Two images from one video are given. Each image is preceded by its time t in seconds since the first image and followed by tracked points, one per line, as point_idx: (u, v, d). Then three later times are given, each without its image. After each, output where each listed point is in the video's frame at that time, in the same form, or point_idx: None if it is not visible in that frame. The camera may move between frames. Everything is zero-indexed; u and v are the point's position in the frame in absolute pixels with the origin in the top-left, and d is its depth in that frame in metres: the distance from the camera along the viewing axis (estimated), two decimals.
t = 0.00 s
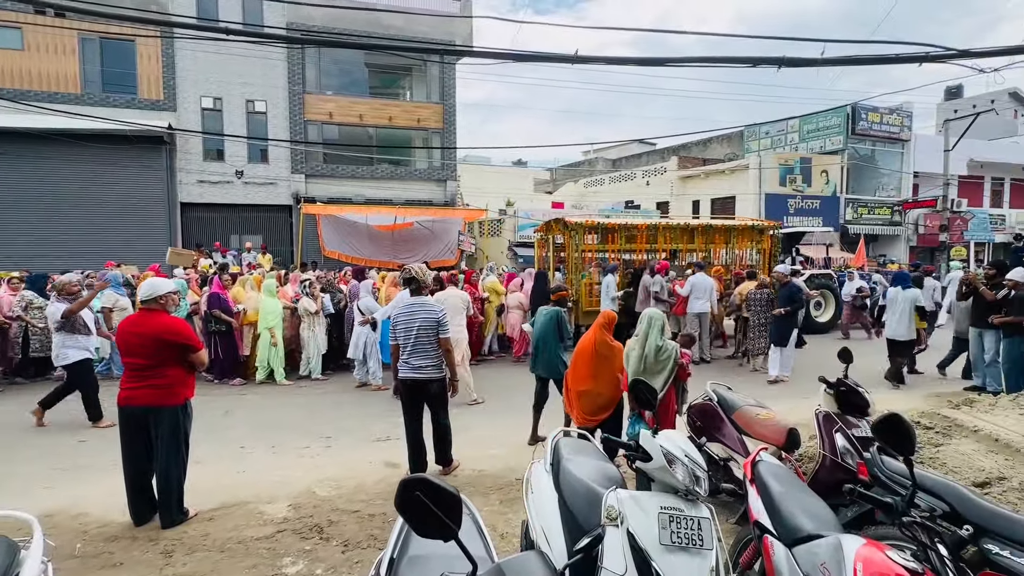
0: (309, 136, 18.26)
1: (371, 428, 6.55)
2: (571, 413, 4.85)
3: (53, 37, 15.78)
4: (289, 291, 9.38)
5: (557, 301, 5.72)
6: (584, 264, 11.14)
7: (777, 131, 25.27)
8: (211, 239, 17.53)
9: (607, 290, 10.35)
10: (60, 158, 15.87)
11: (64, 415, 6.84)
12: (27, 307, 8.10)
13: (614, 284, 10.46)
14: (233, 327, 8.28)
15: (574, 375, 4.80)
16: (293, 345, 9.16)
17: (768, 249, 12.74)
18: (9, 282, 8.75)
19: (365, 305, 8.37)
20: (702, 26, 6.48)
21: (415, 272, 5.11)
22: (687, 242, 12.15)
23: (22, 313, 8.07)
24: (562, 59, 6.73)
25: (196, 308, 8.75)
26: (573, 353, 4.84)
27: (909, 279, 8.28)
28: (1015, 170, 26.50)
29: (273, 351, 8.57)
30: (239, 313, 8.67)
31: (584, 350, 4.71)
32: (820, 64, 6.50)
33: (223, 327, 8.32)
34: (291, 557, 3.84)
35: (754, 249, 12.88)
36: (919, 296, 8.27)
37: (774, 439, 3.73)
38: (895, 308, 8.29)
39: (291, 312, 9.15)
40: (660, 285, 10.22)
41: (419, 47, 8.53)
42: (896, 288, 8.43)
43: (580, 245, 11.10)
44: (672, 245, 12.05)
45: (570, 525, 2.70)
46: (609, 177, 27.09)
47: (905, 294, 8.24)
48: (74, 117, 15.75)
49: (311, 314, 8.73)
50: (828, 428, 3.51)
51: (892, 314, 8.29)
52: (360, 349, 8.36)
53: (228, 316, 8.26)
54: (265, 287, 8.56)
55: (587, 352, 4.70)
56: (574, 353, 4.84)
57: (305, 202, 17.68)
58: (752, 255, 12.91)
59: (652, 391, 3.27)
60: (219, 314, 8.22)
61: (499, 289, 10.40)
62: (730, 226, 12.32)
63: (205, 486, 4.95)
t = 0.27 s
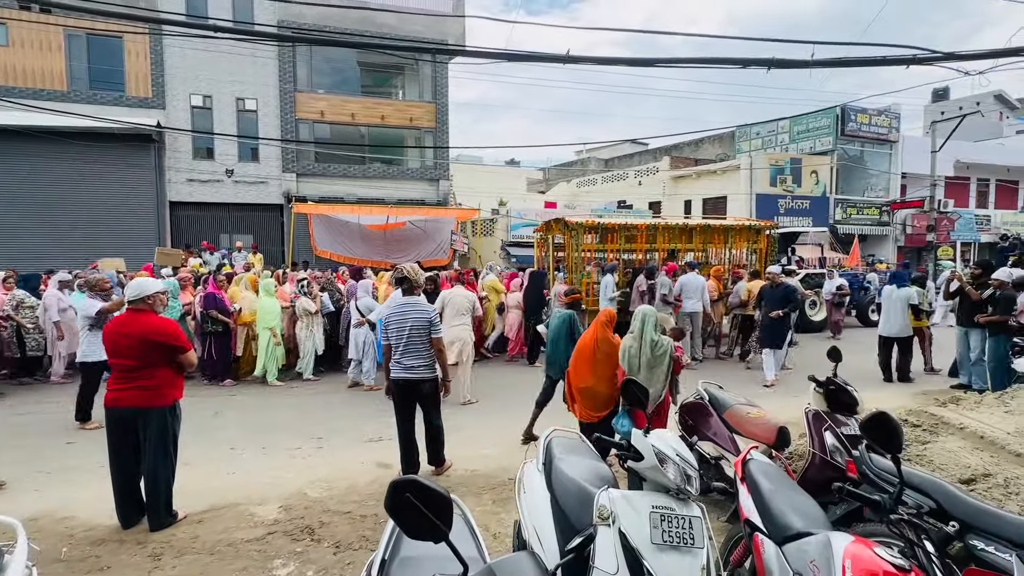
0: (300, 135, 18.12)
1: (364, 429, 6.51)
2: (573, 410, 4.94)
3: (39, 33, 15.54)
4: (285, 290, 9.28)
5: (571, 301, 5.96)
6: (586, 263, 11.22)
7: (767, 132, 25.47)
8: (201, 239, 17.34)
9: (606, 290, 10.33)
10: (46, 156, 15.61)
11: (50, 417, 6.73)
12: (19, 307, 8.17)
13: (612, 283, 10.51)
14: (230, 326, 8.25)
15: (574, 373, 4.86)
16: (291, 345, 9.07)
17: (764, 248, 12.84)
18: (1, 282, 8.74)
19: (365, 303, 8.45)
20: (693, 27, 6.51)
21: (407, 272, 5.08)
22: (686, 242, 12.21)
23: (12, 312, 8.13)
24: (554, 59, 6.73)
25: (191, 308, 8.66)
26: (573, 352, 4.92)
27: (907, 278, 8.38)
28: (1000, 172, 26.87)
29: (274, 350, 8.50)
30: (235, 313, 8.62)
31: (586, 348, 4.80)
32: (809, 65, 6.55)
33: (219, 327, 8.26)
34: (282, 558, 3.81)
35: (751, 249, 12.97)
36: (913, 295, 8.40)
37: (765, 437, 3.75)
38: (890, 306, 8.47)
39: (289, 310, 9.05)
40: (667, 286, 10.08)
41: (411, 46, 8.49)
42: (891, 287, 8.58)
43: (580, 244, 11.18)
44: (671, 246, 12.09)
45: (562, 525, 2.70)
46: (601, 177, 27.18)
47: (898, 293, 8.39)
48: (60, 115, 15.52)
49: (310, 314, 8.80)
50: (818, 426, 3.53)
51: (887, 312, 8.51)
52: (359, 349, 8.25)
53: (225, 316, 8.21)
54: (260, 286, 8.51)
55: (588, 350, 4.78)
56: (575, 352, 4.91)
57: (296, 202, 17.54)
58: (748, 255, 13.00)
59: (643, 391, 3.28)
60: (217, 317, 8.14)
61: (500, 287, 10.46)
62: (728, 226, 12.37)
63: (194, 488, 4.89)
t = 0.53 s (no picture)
0: (290, 134, 17.97)
1: (355, 429, 6.47)
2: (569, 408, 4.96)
3: (22, 28, 15.26)
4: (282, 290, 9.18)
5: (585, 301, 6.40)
6: (585, 262, 11.36)
7: (757, 133, 25.70)
8: (189, 238, 17.14)
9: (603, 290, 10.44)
10: (29, 153, 15.32)
11: (34, 419, 6.61)
12: (7, 308, 8.10)
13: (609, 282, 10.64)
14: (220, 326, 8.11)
15: (571, 372, 4.86)
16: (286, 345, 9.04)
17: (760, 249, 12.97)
18: None
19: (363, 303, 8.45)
20: (684, 28, 6.54)
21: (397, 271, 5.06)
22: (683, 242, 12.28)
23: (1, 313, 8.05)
24: (546, 59, 6.73)
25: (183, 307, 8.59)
26: (568, 350, 4.92)
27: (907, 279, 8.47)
28: (984, 173, 27.31)
29: (269, 350, 8.50)
30: (228, 314, 8.48)
31: (581, 347, 4.80)
32: (798, 68, 6.61)
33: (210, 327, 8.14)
34: (271, 561, 3.78)
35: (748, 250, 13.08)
36: (909, 296, 8.54)
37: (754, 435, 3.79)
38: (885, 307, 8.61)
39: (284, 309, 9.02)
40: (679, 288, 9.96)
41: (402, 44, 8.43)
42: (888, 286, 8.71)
43: (580, 244, 11.29)
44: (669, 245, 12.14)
45: (553, 524, 2.71)
46: (593, 177, 27.27)
47: (895, 293, 8.52)
48: (44, 111, 15.24)
49: (307, 314, 8.69)
50: (806, 424, 3.57)
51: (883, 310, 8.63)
52: (353, 349, 8.24)
53: (216, 317, 8.09)
54: (258, 286, 8.48)
55: (583, 349, 4.77)
56: (570, 349, 4.91)
57: (286, 201, 17.39)
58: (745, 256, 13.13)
59: (634, 389, 3.30)
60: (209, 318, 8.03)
61: (499, 287, 10.52)
62: (724, 226, 12.47)
63: (182, 490, 4.83)
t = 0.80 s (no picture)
0: (279, 132, 17.78)
1: (345, 430, 6.42)
2: (560, 405, 4.96)
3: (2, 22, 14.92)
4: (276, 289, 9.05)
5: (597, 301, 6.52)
6: (583, 263, 11.44)
7: (746, 134, 25.94)
8: (175, 237, 16.89)
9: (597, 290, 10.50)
10: (9, 149, 14.98)
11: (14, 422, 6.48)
12: None
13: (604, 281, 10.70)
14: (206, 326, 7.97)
15: (564, 369, 4.88)
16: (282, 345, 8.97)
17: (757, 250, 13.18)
18: None
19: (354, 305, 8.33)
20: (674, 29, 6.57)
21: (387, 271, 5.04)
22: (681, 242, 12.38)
23: None
24: (536, 58, 6.72)
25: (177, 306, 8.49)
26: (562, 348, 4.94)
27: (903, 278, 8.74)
28: (966, 175, 27.88)
29: (266, 350, 8.43)
30: (222, 314, 8.29)
31: (574, 344, 4.83)
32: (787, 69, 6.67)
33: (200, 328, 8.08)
34: (259, 563, 3.73)
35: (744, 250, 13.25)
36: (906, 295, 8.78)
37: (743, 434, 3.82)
38: (882, 303, 8.86)
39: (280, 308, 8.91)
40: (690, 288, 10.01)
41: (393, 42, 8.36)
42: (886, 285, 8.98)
43: (578, 244, 11.45)
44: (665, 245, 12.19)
45: (544, 524, 2.70)
46: (584, 177, 27.36)
47: (891, 292, 8.79)
48: (25, 107, 14.93)
49: (303, 312, 8.70)
50: (794, 423, 3.61)
51: (880, 308, 8.91)
52: (343, 351, 8.14)
53: (202, 316, 7.97)
54: (253, 285, 8.27)
55: (576, 346, 4.83)
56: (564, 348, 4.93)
57: (275, 200, 17.22)
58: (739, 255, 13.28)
59: (624, 389, 3.31)
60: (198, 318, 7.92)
61: (500, 287, 10.41)
62: (720, 226, 12.59)
63: (168, 493, 4.75)
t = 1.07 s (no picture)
0: (266, 130, 17.58)
1: (333, 431, 6.36)
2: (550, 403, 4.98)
3: None
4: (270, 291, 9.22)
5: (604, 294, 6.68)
6: (580, 263, 11.58)
7: (733, 136, 26.24)
8: (159, 236, 16.60)
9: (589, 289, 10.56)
10: None
11: None
12: None
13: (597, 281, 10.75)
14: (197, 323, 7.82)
15: (554, 367, 4.88)
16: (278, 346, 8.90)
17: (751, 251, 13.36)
18: None
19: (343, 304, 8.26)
20: (663, 30, 6.61)
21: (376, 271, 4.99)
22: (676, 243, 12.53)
23: None
24: (526, 57, 6.72)
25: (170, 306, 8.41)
26: (551, 346, 4.90)
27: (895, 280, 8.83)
28: (946, 178, 28.47)
29: (262, 348, 8.28)
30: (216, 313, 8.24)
31: (564, 343, 4.79)
32: (773, 70, 6.74)
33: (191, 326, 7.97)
34: (244, 567, 3.68)
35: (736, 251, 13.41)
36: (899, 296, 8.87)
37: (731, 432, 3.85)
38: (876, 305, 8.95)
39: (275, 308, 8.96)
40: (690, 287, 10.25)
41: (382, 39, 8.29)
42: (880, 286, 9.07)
43: (575, 245, 11.52)
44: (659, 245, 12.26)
45: (533, 525, 2.70)
46: (574, 177, 27.44)
47: (884, 293, 8.86)
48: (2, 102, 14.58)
49: (296, 310, 8.67)
50: (781, 422, 3.65)
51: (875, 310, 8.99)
52: (333, 351, 8.07)
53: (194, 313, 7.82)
54: (248, 285, 8.27)
55: (565, 344, 4.80)
56: (553, 346, 4.90)
57: (262, 199, 17.02)
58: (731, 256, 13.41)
59: (613, 388, 3.31)
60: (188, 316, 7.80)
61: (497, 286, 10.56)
62: (715, 227, 12.73)
63: (151, 497, 4.67)
